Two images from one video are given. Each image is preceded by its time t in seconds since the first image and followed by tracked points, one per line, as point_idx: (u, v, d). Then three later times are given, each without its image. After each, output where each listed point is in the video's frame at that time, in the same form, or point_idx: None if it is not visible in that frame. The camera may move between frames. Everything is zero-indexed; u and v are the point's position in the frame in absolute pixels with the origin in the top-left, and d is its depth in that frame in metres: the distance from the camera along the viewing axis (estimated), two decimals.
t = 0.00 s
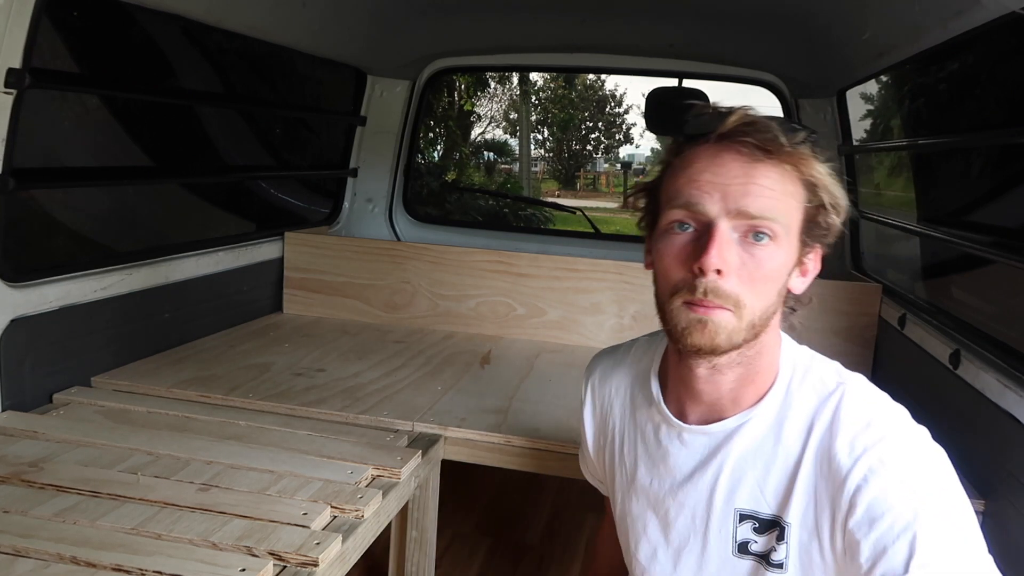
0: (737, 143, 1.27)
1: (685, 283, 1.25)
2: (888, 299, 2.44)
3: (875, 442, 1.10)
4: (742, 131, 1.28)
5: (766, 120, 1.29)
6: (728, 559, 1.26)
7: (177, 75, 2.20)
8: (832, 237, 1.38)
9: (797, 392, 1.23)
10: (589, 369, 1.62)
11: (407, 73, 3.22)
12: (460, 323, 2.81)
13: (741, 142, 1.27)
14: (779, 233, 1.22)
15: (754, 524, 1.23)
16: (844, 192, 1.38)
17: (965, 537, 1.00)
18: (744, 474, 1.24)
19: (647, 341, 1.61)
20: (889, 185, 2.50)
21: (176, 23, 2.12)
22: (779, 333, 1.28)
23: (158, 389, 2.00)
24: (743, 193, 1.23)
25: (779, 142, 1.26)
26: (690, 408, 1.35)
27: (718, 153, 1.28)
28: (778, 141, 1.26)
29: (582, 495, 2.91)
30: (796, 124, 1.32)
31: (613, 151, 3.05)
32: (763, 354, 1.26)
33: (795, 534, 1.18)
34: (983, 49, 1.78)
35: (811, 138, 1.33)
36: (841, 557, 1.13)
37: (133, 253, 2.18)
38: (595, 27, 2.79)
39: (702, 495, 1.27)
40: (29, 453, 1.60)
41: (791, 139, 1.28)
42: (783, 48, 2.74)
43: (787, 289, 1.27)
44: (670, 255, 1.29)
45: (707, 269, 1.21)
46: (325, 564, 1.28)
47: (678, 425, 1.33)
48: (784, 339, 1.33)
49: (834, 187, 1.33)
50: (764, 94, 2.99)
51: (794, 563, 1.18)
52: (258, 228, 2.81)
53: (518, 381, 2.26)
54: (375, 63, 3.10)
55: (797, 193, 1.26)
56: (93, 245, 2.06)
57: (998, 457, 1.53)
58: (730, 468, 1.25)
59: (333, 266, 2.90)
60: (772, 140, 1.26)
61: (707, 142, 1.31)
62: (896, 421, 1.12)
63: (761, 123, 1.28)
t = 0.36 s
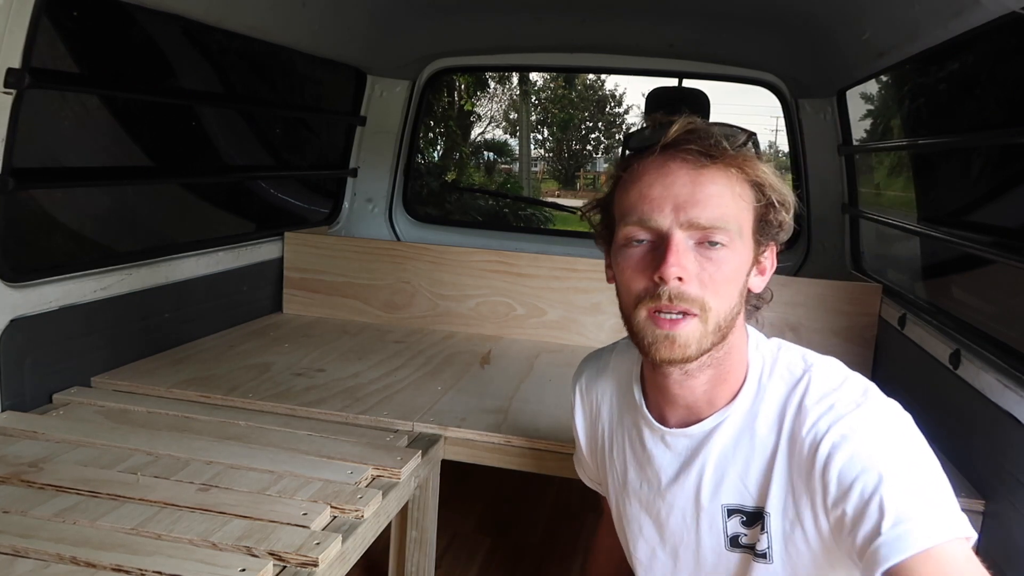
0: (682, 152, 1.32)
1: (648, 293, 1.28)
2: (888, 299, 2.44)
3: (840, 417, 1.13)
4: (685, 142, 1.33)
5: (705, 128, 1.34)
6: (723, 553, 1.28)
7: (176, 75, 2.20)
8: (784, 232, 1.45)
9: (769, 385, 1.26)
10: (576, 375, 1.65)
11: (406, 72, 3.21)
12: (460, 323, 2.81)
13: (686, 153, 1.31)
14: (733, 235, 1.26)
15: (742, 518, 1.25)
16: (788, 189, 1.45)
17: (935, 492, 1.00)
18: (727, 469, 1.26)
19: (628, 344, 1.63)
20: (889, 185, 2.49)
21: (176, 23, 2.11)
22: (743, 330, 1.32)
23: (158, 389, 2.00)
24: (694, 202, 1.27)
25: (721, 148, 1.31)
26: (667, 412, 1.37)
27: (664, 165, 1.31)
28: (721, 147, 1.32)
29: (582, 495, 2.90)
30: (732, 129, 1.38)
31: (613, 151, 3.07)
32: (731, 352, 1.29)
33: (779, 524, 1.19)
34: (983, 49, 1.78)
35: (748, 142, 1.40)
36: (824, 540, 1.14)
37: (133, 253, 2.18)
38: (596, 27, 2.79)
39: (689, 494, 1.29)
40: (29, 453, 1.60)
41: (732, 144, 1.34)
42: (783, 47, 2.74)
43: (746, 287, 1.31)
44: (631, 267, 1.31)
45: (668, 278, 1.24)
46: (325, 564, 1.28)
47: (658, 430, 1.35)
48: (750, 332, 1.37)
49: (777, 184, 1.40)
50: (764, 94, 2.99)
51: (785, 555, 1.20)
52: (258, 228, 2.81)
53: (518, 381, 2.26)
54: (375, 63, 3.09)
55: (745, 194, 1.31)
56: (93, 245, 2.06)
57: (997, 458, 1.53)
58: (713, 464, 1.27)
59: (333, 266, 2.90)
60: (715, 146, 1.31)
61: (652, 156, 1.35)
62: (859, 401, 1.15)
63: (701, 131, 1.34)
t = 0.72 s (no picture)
0: (694, 151, 1.33)
1: (650, 287, 1.32)
2: (888, 298, 2.44)
3: (829, 416, 1.17)
4: (699, 139, 1.34)
5: (723, 127, 1.35)
6: (716, 546, 1.32)
7: (177, 76, 2.20)
8: (791, 238, 1.47)
9: (766, 384, 1.30)
10: (575, 365, 1.65)
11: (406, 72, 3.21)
12: (460, 323, 2.81)
13: (699, 151, 1.33)
14: (738, 237, 1.29)
15: (735, 512, 1.30)
16: (798, 193, 1.46)
17: (909, 496, 1.04)
18: (722, 465, 1.30)
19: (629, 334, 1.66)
20: (889, 185, 2.49)
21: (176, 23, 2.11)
22: (744, 330, 1.34)
23: (158, 389, 2.00)
24: (702, 201, 1.29)
25: (736, 149, 1.32)
26: (666, 404, 1.41)
27: (677, 162, 1.33)
28: (735, 148, 1.33)
29: (582, 495, 2.91)
30: (749, 129, 1.38)
31: (613, 151, 3.07)
32: (731, 349, 1.31)
33: (770, 519, 1.24)
34: (983, 49, 1.78)
35: (763, 143, 1.40)
36: (807, 535, 1.18)
37: (133, 253, 2.18)
38: (596, 27, 2.79)
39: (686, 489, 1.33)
40: (29, 453, 1.60)
41: (747, 146, 1.35)
42: (782, 47, 2.74)
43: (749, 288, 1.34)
44: (635, 260, 1.35)
45: (670, 275, 1.28)
46: (325, 564, 1.28)
47: (658, 423, 1.39)
48: (750, 331, 1.40)
49: (788, 189, 1.41)
50: (764, 94, 2.99)
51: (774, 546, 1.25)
52: (258, 228, 2.81)
53: (518, 381, 2.26)
54: (375, 64, 3.09)
55: (754, 197, 1.32)
56: (93, 245, 2.06)
57: (997, 458, 1.53)
58: (710, 459, 1.31)
59: (333, 266, 2.90)
60: (730, 147, 1.32)
61: (666, 151, 1.36)
62: (849, 400, 1.19)
63: (717, 131, 1.34)
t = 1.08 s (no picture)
0: (709, 145, 1.32)
1: (657, 278, 1.32)
2: (888, 298, 2.44)
3: (831, 413, 1.19)
4: (715, 133, 1.33)
5: (740, 122, 1.33)
6: (711, 541, 1.33)
7: (176, 75, 2.20)
8: (802, 237, 1.46)
9: (770, 380, 1.31)
10: (575, 360, 1.65)
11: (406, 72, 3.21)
12: (460, 323, 2.81)
13: (714, 145, 1.32)
14: (747, 233, 1.28)
15: (734, 507, 1.31)
16: (812, 192, 1.44)
17: (907, 498, 1.06)
18: (725, 458, 1.32)
19: (632, 326, 1.66)
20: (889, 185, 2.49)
21: (177, 23, 2.11)
22: (751, 326, 1.34)
23: (158, 389, 2.00)
24: (713, 195, 1.29)
25: (751, 145, 1.31)
26: (673, 395, 1.43)
27: (691, 155, 1.33)
28: (751, 144, 1.31)
29: (582, 495, 2.91)
30: (767, 126, 1.36)
31: (613, 151, 3.07)
32: (736, 343, 1.32)
33: (770, 513, 1.25)
34: (983, 49, 1.78)
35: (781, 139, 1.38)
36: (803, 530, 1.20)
37: (133, 253, 2.18)
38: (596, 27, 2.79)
39: (686, 481, 1.34)
40: (29, 453, 1.60)
41: (763, 142, 1.33)
42: (783, 47, 2.74)
43: (756, 284, 1.34)
44: (645, 251, 1.35)
45: (676, 267, 1.28)
46: (325, 564, 1.28)
47: (663, 415, 1.41)
48: (760, 325, 1.41)
49: (802, 187, 1.39)
50: (763, 94, 2.99)
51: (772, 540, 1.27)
52: (258, 228, 2.82)
53: (518, 381, 2.26)
54: (376, 64, 3.09)
55: (766, 194, 1.32)
56: (93, 245, 2.06)
57: (997, 457, 1.53)
58: (712, 453, 1.33)
59: (333, 266, 2.90)
60: (745, 142, 1.31)
61: (682, 143, 1.35)
62: (853, 398, 1.20)
63: (734, 126, 1.33)
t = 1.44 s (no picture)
0: (652, 141, 1.40)
1: (619, 268, 1.37)
2: (888, 298, 2.44)
3: (808, 369, 1.23)
4: (658, 131, 1.41)
5: (679, 118, 1.42)
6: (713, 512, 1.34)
7: (177, 75, 2.20)
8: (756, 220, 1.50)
9: (749, 349, 1.35)
10: (553, 364, 1.64)
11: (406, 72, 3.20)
12: (460, 323, 2.81)
13: (656, 140, 1.39)
14: (697, 216, 1.34)
15: (730, 479, 1.32)
16: (757, 178, 1.49)
17: (885, 426, 1.10)
18: (715, 432, 1.33)
19: (608, 326, 1.66)
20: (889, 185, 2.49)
21: (177, 23, 2.11)
22: (717, 306, 1.39)
23: (159, 389, 2.00)
24: (660, 185, 1.35)
25: (690, 136, 1.39)
26: (656, 385, 1.44)
27: (636, 152, 1.40)
28: (689, 135, 1.39)
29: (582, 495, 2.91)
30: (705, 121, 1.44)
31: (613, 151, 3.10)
32: (702, 323, 1.36)
33: (762, 480, 1.27)
34: (983, 49, 1.78)
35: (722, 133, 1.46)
36: (795, 485, 1.21)
37: (133, 253, 2.18)
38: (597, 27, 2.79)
39: (680, 460, 1.35)
40: (29, 453, 1.60)
41: (702, 134, 1.41)
42: (783, 48, 2.74)
43: (717, 266, 1.39)
44: (606, 245, 1.41)
45: (633, 253, 1.33)
46: (325, 564, 1.28)
47: (646, 403, 1.42)
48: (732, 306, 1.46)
49: (748, 172, 1.45)
50: (763, 94, 3.00)
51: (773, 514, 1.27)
52: (258, 228, 2.82)
53: (518, 381, 2.26)
54: (376, 64, 3.09)
55: (712, 180, 1.38)
56: (93, 245, 2.06)
57: (997, 457, 1.53)
58: (702, 429, 1.34)
59: (333, 266, 2.90)
60: (684, 135, 1.39)
61: (629, 144, 1.44)
62: (825, 352, 1.25)
63: (673, 122, 1.41)
